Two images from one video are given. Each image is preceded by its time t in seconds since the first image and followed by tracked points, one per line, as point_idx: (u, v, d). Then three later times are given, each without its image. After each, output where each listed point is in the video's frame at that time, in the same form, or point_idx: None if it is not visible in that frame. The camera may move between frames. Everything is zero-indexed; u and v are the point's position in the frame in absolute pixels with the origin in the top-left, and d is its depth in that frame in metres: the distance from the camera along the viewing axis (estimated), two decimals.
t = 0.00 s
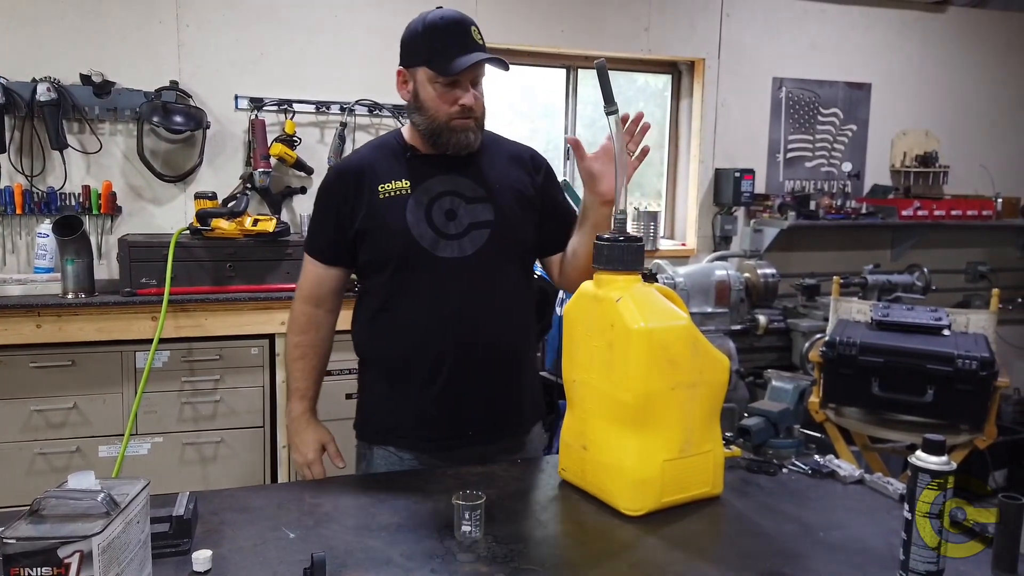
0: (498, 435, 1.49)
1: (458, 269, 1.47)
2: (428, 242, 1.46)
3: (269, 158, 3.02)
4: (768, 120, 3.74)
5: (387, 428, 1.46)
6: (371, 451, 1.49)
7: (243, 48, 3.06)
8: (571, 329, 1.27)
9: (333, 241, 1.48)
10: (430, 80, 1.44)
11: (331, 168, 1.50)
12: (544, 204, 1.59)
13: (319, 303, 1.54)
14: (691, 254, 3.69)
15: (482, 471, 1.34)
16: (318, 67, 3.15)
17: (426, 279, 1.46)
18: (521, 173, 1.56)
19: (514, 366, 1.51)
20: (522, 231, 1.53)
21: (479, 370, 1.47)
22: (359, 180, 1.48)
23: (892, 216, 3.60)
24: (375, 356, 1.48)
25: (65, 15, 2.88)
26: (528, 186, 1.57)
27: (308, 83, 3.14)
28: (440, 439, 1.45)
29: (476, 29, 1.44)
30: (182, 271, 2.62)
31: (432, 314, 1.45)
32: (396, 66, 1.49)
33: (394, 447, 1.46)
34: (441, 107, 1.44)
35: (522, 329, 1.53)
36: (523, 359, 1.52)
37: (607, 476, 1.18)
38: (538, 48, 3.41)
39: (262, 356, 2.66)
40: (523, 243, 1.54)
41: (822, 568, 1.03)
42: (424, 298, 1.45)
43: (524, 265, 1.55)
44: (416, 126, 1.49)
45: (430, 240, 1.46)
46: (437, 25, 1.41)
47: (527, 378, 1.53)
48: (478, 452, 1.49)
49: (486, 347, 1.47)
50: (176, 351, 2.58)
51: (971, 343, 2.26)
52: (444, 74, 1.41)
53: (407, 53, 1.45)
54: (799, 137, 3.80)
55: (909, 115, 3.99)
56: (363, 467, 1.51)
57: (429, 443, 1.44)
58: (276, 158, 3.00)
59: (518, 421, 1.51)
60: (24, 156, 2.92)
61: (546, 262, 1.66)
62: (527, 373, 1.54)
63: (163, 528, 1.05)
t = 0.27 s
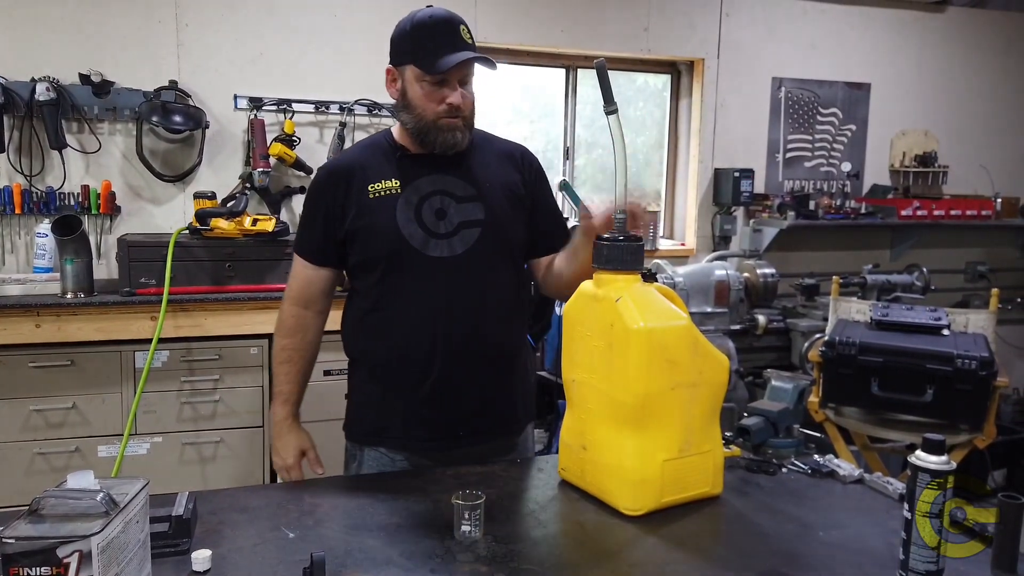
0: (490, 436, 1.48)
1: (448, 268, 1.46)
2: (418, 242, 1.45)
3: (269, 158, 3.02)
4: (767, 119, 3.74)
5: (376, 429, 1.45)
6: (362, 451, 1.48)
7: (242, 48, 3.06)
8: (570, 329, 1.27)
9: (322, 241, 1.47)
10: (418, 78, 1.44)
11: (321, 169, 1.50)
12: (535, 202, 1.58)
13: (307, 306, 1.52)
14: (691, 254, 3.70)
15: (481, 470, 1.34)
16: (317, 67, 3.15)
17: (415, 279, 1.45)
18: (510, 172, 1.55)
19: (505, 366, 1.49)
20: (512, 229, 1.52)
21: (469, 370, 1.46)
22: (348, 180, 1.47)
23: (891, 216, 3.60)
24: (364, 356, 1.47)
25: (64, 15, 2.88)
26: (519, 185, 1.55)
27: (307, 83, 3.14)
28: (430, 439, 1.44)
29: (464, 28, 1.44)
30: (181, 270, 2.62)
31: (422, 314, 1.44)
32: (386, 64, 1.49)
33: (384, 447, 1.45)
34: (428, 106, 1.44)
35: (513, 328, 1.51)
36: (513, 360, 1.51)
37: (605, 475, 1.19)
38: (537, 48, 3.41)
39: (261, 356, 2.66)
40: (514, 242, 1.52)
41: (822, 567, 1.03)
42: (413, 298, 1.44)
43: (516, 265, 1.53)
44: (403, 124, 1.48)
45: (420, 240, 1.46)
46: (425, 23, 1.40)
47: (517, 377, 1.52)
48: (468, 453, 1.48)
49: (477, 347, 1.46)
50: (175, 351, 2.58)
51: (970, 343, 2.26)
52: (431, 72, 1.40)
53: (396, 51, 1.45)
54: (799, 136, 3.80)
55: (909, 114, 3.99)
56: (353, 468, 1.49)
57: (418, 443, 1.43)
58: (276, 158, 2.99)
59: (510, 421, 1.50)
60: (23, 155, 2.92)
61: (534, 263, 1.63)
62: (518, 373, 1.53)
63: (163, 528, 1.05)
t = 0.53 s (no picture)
0: (477, 436, 1.47)
1: (435, 268, 1.45)
2: (405, 241, 1.45)
3: (268, 158, 3.02)
4: (766, 119, 3.74)
5: (359, 428, 1.44)
6: (348, 451, 1.47)
7: (241, 47, 3.05)
8: (569, 330, 1.27)
9: (310, 240, 1.47)
10: (396, 72, 1.43)
11: (310, 167, 1.50)
12: (524, 203, 1.57)
13: (295, 306, 1.51)
14: (690, 254, 3.70)
15: (480, 470, 1.34)
16: (316, 66, 3.15)
17: (401, 278, 1.44)
18: (498, 172, 1.54)
19: (491, 368, 1.48)
20: (500, 229, 1.51)
21: (456, 371, 1.45)
22: (337, 178, 1.47)
23: (890, 216, 3.60)
24: (348, 355, 1.46)
25: (63, 15, 2.88)
26: (508, 185, 1.55)
27: (305, 82, 3.14)
28: (415, 440, 1.43)
29: (448, 25, 1.43)
30: (180, 270, 2.62)
31: (408, 313, 1.43)
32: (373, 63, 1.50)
33: (368, 447, 1.45)
34: (404, 98, 1.42)
35: (500, 329, 1.50)
36: (500, 360, 1.50)
37: (604, 475, 1.19)
38: (536, 48, 3.41)
39: (260, 355, 2.66)
40: (502, 242, 1.51)
41: (821, 567, 1.03)
42: (398, 298, 1.43)
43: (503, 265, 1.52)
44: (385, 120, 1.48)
45: (406, 238, 1.45)
46: (404, 17, 1.41)
47: (505, 379, 1.51)
48: (453, 454, 1.47)
49: (463, 347, 1.45)
50: (173, 351, 2.58)
51: (969, 343, 2.27)
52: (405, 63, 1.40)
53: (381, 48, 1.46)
54: (798, 136, 3.80)
55: (907, 114, 3.99)
56: (342, 469, 1.48)
57: (401, 443, 1.43)
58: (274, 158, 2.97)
59: (496, 422, 1.49)
60: (22, 155, 2.91)
61: (527, 265, 1.61)
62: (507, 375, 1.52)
63: (161, 528, 1.05)
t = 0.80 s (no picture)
0: (455, 443, 1.46)
1: (417, 272, 1.44)
2: (388, 244, 1.44)
3: (267, 158, 3.03)
4: (765, 119, 3.75)
5: (337, 430, 1.45)
6: (325, 454, 1.48)
7: (240, 47, 3.05)
8: (568, 329, 1.27)
9: (296, 243, 1.48)
10: (380, 75, 1.45)
11: (298, 172, 1.50)
12: (511, 208, 1.55)
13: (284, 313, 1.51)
14: (689, 254, 3.70)
15: (478, 470, 1.35)
16: (315, 66, 3.15)
17: (383, 282, 1.44)
18: (485, 178, 1.53)
19: (472, 373, 1.47)
20: (484, 234, 1.50)
21: (436, 376, 1.44)
22: (323, 182, 1.48)
23: (890, 216, 3.60)
24: (328, 358, 1.46)
25: (61, 15, 2.87)
26: (494, 190, 1.54)
27: (304, 82, 3.14)
28: (393, 444, 1.44)
29: (431, 29, 1.44)
30: (178, 270, 2.61)
31: (390, 317, 1.43)
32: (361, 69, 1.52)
33: (346, 450, 1.45)
34: (387, 101, 1.43)
35: (483, 334, 1.49)
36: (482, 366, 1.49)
37: (603, 475, 1.19)
38: (535, 48, 3.41)
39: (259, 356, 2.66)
40: (487, 248, 1.50)
41: (819, 567, 1.03)
42: (381, 301, 1.43)
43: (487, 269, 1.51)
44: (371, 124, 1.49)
45: (389, 242, 1.45)
46: (386, 21, 1.43)
47: (487, 384, 1.50)
48: (432, 459, 1.46)
49: (443, 352, 1.44)
50: (172, 351, 2.58)
51: (967, 343, 2.27)
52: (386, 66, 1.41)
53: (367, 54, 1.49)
54: (797, 137, 3.80)
55: (906, 114, 3.99)
56: (320, 472, 1.48)
57: (377, 446, 1.43)
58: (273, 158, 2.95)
59: (477, 428, 1.48)
60: (21, 155, 2.91)
61: (513, 271, 1.60)
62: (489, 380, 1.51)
63: (160, 528, 1.05)
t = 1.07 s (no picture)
0: (446, 445, 1.46)
1: (414, 274, 1.45)
2: (383, 247, 1.44)
3: (267, 158, 3.03)
4: (764, 119, 3.75)
5: (329, 433, 1.44)
6: (313, 457, 1.48)
7: (239, 47, 3.05)
8: (567, 329, 1.27)
9: (289, 247, 1.47)
10: (366, 81, 1.45)
11: (290, 177, 1.50)
12: (503, 210, 1.56)
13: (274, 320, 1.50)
14: (688, 254, 3.70)
15: (476, 470, 1.35)
16: (314, 66, 3.15)
17: (379, 284, 1.44)
18: (476, 180, 1.54)
19: (465, 375, 1.48)
20: (477, 236, 1.51)
21: (430, 378, 1.45)
22: (316, 187, 1.47)
23: (889, 216, 3.60)
24: (320, 361, 1.46)
25: (61, 15, 2.87)
26: (487, 192, 1.54)
27: (303, 82, 3.14)
28: (387, 447, 1.44)
29: (415, 33, 1.44)
30: (177, 271, 2.61)
31: (387, 318, 1.43)
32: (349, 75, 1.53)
33: (337, 453, 1.45)
34: (374, 107, 1.44)
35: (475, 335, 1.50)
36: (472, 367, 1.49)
37: (602, 474, 1.19)
38: (534, 49, 3.41)
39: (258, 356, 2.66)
40: (480, 249, 1.51)
41: (818, 567, 1.03)
42: (377, 303, 1.43)
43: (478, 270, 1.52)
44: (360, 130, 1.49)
45: (384, 245, 1.44)
46: (370, 27, 1.43)
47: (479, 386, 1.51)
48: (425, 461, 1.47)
49: (438, 354, 1.45)
50: (172, 351, 2.58)
51: (966, 343, 2.27)
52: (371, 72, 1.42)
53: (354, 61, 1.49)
54: (796, 137, 3.80)
55: (905, 114, 3.99)
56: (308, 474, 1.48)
57: (371, 449, 1.43)
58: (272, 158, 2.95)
59: (470, 430, 1.48)
60: (20, 155, 2.91)
61: (509, 271, 1.60)
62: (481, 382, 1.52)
63: (159, 528, 1.05)
